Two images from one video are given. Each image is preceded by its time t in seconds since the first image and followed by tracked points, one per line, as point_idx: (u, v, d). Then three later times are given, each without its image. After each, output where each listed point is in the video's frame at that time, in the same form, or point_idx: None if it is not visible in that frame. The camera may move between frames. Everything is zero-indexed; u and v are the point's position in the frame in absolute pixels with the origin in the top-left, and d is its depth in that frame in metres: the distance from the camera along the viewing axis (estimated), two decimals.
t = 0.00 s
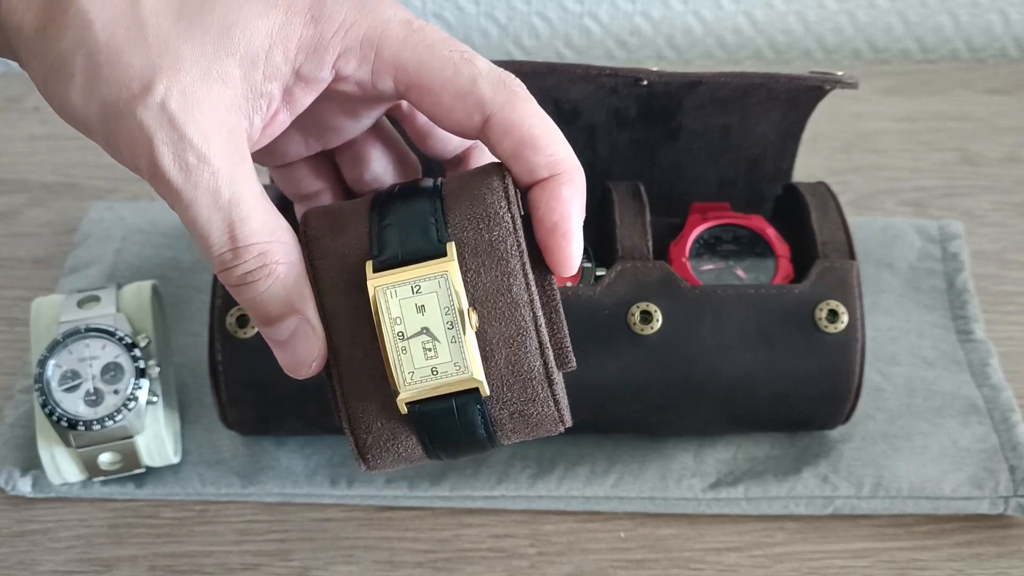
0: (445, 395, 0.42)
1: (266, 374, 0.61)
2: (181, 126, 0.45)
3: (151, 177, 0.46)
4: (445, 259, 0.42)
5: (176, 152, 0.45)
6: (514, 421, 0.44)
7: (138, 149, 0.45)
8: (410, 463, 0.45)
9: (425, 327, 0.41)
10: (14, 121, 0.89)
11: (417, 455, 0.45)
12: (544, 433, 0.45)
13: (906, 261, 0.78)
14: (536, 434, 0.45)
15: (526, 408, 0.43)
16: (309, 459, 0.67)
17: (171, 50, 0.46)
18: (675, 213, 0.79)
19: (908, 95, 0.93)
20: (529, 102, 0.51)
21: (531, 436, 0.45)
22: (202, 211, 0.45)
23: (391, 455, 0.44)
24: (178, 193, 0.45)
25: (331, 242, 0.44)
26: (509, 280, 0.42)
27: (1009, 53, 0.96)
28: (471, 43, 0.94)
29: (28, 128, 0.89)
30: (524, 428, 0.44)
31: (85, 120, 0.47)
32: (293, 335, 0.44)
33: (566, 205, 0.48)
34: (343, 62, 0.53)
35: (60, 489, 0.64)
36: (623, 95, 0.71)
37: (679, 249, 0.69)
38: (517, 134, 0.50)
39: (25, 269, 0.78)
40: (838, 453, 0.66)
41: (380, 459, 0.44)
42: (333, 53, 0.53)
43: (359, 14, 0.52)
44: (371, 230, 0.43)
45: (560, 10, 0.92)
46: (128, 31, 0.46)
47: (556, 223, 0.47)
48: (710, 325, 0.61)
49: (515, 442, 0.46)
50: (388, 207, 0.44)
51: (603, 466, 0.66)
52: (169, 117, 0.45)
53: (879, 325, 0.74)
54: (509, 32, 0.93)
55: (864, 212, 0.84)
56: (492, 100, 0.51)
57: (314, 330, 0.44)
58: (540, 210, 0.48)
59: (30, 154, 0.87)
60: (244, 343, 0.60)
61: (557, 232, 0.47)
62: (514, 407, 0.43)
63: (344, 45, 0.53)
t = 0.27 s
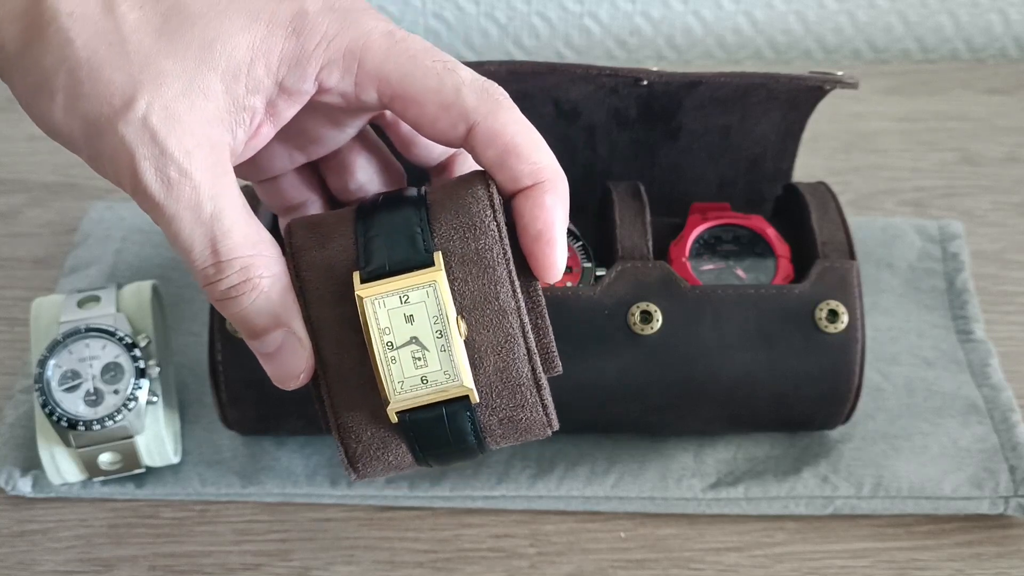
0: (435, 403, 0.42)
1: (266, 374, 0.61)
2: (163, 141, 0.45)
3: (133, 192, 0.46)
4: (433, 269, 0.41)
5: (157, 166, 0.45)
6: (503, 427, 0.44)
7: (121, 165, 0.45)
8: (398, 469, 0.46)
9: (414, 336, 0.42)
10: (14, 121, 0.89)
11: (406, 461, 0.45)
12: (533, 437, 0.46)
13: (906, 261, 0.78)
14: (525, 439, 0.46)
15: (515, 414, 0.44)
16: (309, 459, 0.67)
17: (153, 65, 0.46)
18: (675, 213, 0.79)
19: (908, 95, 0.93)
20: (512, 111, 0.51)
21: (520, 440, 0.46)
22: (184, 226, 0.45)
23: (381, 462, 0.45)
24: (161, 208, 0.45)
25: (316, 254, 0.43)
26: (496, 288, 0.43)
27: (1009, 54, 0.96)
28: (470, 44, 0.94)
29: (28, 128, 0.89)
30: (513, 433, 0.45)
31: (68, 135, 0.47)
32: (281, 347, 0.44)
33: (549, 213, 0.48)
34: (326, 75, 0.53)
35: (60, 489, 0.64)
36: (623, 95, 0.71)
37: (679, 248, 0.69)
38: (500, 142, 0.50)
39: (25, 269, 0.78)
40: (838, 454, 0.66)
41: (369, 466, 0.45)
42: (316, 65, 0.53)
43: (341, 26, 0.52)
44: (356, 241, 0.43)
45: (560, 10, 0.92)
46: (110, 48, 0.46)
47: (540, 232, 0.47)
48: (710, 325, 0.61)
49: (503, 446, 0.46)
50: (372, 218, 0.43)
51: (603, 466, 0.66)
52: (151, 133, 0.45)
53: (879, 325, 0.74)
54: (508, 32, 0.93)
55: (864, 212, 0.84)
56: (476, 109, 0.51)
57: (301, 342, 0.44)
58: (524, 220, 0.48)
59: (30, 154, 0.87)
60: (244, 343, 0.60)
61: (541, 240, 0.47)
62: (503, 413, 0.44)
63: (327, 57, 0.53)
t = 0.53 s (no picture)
0: (444, 389, 0.43)
1: (266, 374, 0.61)
2: (153, 129, 0.45)
3: (125, 183, 0.45)
4: (442, 253, 0.42)
5: (148, 155, 0.44)
6: (507, 411, 0.45)
7: (112, 155, 0.45)
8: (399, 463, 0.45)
9: (425, 321, 0.42)
10: (14, 120, 0.89)
11: (409, 453, 0.45)
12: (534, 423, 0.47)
13: (906, 260, 0.78)
14: (526, 425, 0.46)
15: (520, 397, 0.45)
16: (309, 458, 0.67)
17: (144, 55, 0.46)
18: (675, 212, 0.79)
19: (908, 94, 0.93)
20: (507, 99, 0.52)
21: (520, 427, 0.46)
22: (175, 217, 0.44)
23: (385, 453, 0.44)
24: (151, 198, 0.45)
25: (318, 243, 0.43)
26: (501, 271, 0.44)
27: (1009, 53, 0.96)
28: (470, 43, 0.94)
29: (28, 127, 0.88)
30: (517, 418, 0.46)
31: (63, 126, 0.48)
32: (279, 341, 0.43)
33: (546, 200, 0.50)
34: (322, 63, 0.53)
35: (60, 489, 0.64)
36: (623, 94, 0.71)
37: (679, 248, 0.69)
38: (498, 130, 0.51)
39: (25, 268, 0.78)
40: (838, 453, 0.66)
41: (373, 458, 0.44)
42: (311, 53, 0.52)
43: (336, 15, 0.52)
44: (356, 228, 0.43)
45: (560, 10, 0.92)
46: (101, 38, 0.46)
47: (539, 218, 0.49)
48: (710, 325, 0.61)
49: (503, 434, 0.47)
50: (372, 203, 0.43)
51: (603, 466, 0.66)
52: (141, 121, 0.45)
53: (879, 325, 0.74)
54: (508, 32, 0.93)
55: (864, 212, 0.84)
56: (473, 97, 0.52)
57: (301, 333, 0.43)
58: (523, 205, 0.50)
59: (30, 153, 0.87)
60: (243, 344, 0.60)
61: (540, 226, 0.48)
62: (509, 397, 0.45)
63: (322, 46, 0.52)
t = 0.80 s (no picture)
0: (440, 386, 0.43)
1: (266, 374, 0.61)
2: (143, 127, 0.45)
3: (113, 180, 0.45)
4: (438, 251, 0.43)
5: (137, 152, 0.44)
6: (496, 410, 0.46)
7: (100, 152, 0.45)
8: (388, 462, 0.45)
9: (422, 318, 0.42)
10: (14, 121, 0.89)
11: (400, 452, 0.44)
12: (519, 422, 0.47)
13: (906, 261, 0.78)
14: (511, 424, 0.47)
15: (509, 395, 0.46)
16: (309, 458, 0.67)
17: (136, 54, 0.46)
18: (674, 212, 0.79)
19: (908, 95, 0.93)
20: (494, 106, 0.53)
21: (503, 427, 0.47)
22: (164, 215, 0.44)
23: (376, 454, 0.44)
24: (140, 196, 0.44)
25: (313, 241, 0.42)
26: (490, 271, 0.45)
27: (1009, 53, 0.96)
28: (470, 44, 0.94)
29: (28, 127, 0.88)
30: (504, 417, 0.46)
31: (53, 127, 0.47)
32: (269, 341, 0.42)
33: (530, 204, 0.52)
34: (313, 64, 0.53)
35: (60, 489, 0.64)
36: (623, 95, 0.71)
37: (679, 248, 0.69)
38: (485, 137, 0.52)
39: (25, 269, 0.78)
40: (838, 453, 0.66)
41: (365, 458, 0.44)
42: (303, 54, 0.53)
43: (328, 18, 0.53)
44: (351, 226, 0.43)
45: (560, 10, 0.92)
46: (93, 37, 0.46)
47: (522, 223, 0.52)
48: (710, 325, 0.61)
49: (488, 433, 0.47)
50: (365, 202, 0.43)
51: (603, 466, 0.66)
52: (131, 118, 0.45)
53: (878, 325, 0.74)
54: (508, 32, 0.93)
55: (864, 212, 0.84)
56: (462, 103, 0.52)
57: (293, 333, 0.42)
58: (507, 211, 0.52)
59: (30, 154, 0.87)
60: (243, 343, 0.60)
61: (524, 231, 0.52)
62: (498, 395, 0.45)
63: (314, 48, 0.53)
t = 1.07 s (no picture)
0: (444, 369, 0.43)
1: (266, 374, 0.61)
2: (138, 111, 0.45)
3: (109, 166, 0.46)
4: (440, 234, 0.43)
5: (132, 136, 0.45)
6: (496, 394, 0.46)
7: (96, 137, 0.45)
8: (391, 447, 0.45)
9: (426, 301, 0.42)
10: (13, 120, 0.89)
11: (403, 437, 0.44)
12: (517, 406, 0.47)
13: (906, 260, 0.78)
14: (509, 408, 0.47)
15: (509, 379, 0.46)
16: (309, 458, 0.66)
17: (130, 39, 0.47)
18: (674, 212, 0.79)
19: (908, 94, 0.93)
20: (489, 96, 0.54)
21: (501, 412, 0.47)
22: (159, 199, 0.44)
23: (380, 439, 0.44)
24: (136, 181, 0.44)
25: (315, 226, 0.42)
26: (491, 255, 0.45)
27: (1009, 53, 0.96)
28: (470, 43, 0.94)
29: (27, 127, 0.88)
30: (504, 401, 0.46)
31: (48, 115, 0.48)
32: (269, 325, 0.42)
33: (524, 191, 0.53)
34: (309, 51, 0.53)
35: (60, 489, 0.64)
36: (623, 94, 0.71)
37: (679, 248, 0.69)
38: (479, 124, 0.53)
39: (25, 268, 0.78)
40: (838, 453, 0.66)
41: (368, 443, 0.43)
42: (299, 40, 0.53)
43: (325, 5, 0.52)
44: (352, 211, 0.43)
45: (559, 9, 0.92)
46: (87, 23, 0.46)
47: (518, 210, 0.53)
48: (710, 325, 0.61)
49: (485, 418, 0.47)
50: (364, 187, 0.44)
51: (603, 466, 0.66)
52: (126, 102, 0.45)
53: (878, 324, 0.74)
54: (508, 32, 0.93)
55: (864, 211, 0.84)
56: (457, 91, 0.53)
57: (293, 316, 0.42)
58: (502, 198, 0.53)
59: (29, 154, 0.87)
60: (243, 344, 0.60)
61: (520, 217, 0.53)
62: (499, 379, 0.45)
63: (310, 34, 0.52)
